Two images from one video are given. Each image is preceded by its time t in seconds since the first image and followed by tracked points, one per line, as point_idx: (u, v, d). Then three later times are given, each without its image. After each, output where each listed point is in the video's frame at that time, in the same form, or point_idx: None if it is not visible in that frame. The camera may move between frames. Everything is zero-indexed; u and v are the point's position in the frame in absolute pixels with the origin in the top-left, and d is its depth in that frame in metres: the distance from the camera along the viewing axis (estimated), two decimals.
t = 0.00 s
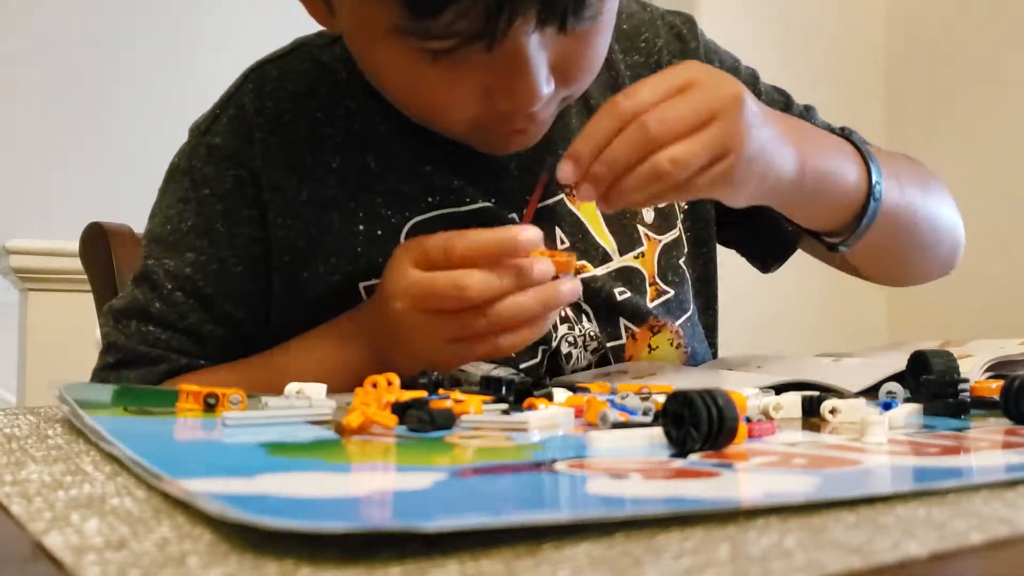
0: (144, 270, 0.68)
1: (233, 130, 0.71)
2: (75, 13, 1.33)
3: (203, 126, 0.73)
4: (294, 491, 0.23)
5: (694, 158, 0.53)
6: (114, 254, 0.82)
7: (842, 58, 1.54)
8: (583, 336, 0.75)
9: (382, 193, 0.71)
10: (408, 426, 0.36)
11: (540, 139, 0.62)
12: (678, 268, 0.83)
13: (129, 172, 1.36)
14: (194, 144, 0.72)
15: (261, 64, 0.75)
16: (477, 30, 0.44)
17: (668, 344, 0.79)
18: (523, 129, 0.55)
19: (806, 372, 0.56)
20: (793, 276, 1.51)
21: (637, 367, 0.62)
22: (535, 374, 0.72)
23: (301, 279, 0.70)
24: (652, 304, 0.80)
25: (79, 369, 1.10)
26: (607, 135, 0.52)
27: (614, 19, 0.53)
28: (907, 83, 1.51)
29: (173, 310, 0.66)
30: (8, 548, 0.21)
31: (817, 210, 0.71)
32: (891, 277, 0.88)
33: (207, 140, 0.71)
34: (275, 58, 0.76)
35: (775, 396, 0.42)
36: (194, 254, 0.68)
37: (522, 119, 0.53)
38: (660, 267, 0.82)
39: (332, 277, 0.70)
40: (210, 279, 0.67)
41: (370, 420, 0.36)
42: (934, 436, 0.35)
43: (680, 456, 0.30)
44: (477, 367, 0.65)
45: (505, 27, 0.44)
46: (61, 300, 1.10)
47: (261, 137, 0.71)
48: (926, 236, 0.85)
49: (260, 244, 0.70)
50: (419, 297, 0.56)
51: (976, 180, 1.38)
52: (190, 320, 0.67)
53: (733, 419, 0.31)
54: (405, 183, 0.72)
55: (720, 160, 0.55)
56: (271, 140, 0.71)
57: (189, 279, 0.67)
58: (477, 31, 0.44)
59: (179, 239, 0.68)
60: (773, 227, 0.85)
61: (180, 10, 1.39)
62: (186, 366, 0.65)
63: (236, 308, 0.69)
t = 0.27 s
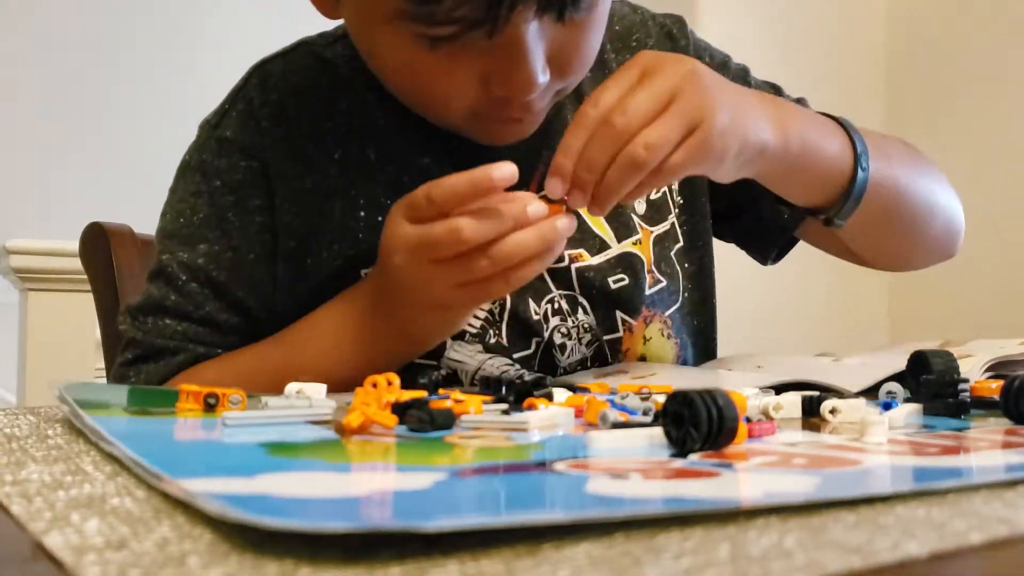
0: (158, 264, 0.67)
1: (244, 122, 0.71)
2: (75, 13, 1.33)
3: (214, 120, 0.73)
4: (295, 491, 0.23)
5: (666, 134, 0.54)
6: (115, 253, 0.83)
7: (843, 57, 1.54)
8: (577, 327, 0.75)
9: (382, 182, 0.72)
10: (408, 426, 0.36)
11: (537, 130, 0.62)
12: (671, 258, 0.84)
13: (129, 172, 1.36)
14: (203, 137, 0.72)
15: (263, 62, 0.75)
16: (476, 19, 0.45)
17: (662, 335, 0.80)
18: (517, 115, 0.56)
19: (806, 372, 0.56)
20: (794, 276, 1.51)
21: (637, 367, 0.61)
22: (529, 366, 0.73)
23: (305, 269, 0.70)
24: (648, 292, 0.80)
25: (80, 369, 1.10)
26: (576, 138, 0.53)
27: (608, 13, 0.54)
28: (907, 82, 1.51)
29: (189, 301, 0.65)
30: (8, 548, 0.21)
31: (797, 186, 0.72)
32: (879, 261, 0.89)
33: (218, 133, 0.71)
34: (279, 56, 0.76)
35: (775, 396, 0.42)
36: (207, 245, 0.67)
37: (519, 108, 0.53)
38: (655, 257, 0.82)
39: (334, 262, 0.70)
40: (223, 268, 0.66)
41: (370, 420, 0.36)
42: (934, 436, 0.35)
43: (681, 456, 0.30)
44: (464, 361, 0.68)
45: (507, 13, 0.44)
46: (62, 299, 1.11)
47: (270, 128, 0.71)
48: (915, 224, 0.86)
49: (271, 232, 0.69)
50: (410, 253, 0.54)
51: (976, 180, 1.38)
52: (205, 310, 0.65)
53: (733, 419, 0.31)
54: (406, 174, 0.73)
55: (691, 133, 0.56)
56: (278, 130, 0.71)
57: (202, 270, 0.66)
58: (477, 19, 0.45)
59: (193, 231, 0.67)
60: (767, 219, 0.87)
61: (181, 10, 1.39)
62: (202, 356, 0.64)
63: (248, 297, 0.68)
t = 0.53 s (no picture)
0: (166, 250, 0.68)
1: (252, 114, 0.74)
2: (76, 13, 1.33)
3: (222, 113, 0.75)
4: (294, 491, 0.23)
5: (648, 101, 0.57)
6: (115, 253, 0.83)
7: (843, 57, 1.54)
8: (565, 319, 0.78)
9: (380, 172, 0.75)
10: (408, 426, 0.36)
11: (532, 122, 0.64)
12: (656, 251, 0.86)
13: (128, 173, 1.36)
14: (213, 130, 0.74)
15: (271, 62, 0.79)
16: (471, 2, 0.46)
17: (651, 325, 0.82)
18: (512, 107, 0.57)
19: (806, 371, 0.56)
20: (794, 276, 1.51)
21: (636, 367, 0.61)
22: (520, 355, 0.76)
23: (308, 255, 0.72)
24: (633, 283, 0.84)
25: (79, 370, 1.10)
26: (563, 114, 0.55)
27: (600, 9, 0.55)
28: (907, 82, 1.51)
29: (196, 284, 0.66)
30: (8, 547, 0.21)
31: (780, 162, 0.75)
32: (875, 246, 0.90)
33: (227, 124, 0.73)
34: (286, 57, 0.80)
35: (775, 396, 0.42)
36: (215, 232, 0.68)
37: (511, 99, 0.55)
38: (642, 248, 0.85)
39: (335, 249, 0.73)
40: (229, 254, 0.68)
41: (370, 420, 0.36)
42: (934, 436, 0.35)
43: (680, 456, 0.30)
44: (453, 351, 0.72)
45: None
46: (61, 299, 1.11)
47: (276, 120, 0.74)
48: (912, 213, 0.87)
49: (277, 219, 0.71)
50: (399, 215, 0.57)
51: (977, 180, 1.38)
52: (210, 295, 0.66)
53: (733, 419, 0.31)
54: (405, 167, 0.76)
55: (669, 99, 0.59)
56: (283, 121, 0.74)
57: (208, 254, 0.67)
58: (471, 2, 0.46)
59: (202, 219, 0.68)
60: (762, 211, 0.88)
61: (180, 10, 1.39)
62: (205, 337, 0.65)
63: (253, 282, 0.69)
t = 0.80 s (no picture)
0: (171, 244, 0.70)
1: (255, 109, 0.77)
2: (76, 13, 1.33)
3: (225, 110, 0.78)
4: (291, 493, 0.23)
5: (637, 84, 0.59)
6: (112, 252, 0.83)
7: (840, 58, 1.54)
8: (560, 306, 0.78)
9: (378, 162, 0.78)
10: (407, 427, 0.36)
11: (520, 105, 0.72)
12: (650, 244, 0.87)
13: (127, 175, 1.36)
14: (216, 126, 0.77)
15: (273, 61, 0.83)
16: None
17: (649, 314, 0.82)
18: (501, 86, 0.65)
19: (807, 373, 0.56)
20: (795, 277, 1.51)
21: (638, 368, 0.61)
22: (516, 340, 0.76)
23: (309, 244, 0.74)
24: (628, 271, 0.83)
25: (77, 372, 1.10)
26: (554, 85, 0.58)
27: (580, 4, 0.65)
28: (906, 83, 1.51)
29: (199, 273, 0.68)
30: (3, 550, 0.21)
31: (770, 153, 0.76)
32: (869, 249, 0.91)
33: (230, 120, 0.77)
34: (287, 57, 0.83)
35: (777, 398, 0.41)
36: (218, 223, 0.70)
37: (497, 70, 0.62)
38: (637, 240, 0.86)
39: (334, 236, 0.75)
40: (231, 243, 0.70)
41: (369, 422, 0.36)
42: (938, 439, 0.34)
43: (683, 458, 0.30)
44: (444, 335, 0.73)
45: None
46: (60, 300, 1.10)
47: (277, 114, 0.77)
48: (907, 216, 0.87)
49: (278, 209, 0.74)
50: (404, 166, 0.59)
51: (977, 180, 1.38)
52: (213, 283, 0.68)
53: (736, 421, 0.30)
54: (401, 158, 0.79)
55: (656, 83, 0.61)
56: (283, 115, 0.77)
57: (211, 243, 0.69)
58: None
59: (205, 210, 0.71)
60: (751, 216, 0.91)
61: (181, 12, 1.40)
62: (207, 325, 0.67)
63: (255, 270, 0.71)
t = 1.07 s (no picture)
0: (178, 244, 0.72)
1: (255, 113, 0.79)
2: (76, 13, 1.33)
3: (227, 116, 0.81)
4: (290, 493, 0.23)
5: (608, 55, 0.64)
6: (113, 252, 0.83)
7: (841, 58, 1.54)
8: (548, 294, 0.78)
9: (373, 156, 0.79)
10: (408, 427, 0.36)
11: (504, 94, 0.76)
12: (640, 238, 0.86)
13: (128, 175, 1.36)
14: (220, 130, 0.79)
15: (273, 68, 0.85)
16: None
17: (638, 302, 0.81)
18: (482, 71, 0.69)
19: (808, 372, 0.56)
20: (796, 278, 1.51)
21: (637, 367, 0.61)
22: (505, 325, 0.75)
23: (305, 239, 0.75)
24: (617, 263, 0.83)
25: (78, 372, 1.10)
26: (534, 65, 0.63)
27: None
28: (906, 83, 1.51)
29: (202, 268, 0.70)
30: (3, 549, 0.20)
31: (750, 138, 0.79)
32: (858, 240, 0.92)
33: (231, 125, 0.79)
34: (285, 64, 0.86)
35: (777, 398, 0.41)
36: (221, 221, 0.72)
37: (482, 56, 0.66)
38: (625, 233, 0.85)
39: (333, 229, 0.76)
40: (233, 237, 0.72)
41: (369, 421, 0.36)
42: (939, 439, 0.34)
43: (683, 458, 0.30)
44: (435, 320, 0.74)
45: None
46: (60, 300, 1.10)
47: (276, 115, 0.79)
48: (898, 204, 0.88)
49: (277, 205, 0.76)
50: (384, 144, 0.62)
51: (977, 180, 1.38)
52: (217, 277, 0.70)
53: (736, 421, 0.30)
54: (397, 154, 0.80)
55: (626, 55, 0.66)
56: (282, 116, 0.79)
57: (214, 240, 0.71)
58: None
59: (208, 210, 0.73)
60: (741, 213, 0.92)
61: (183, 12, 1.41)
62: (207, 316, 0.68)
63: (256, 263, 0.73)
